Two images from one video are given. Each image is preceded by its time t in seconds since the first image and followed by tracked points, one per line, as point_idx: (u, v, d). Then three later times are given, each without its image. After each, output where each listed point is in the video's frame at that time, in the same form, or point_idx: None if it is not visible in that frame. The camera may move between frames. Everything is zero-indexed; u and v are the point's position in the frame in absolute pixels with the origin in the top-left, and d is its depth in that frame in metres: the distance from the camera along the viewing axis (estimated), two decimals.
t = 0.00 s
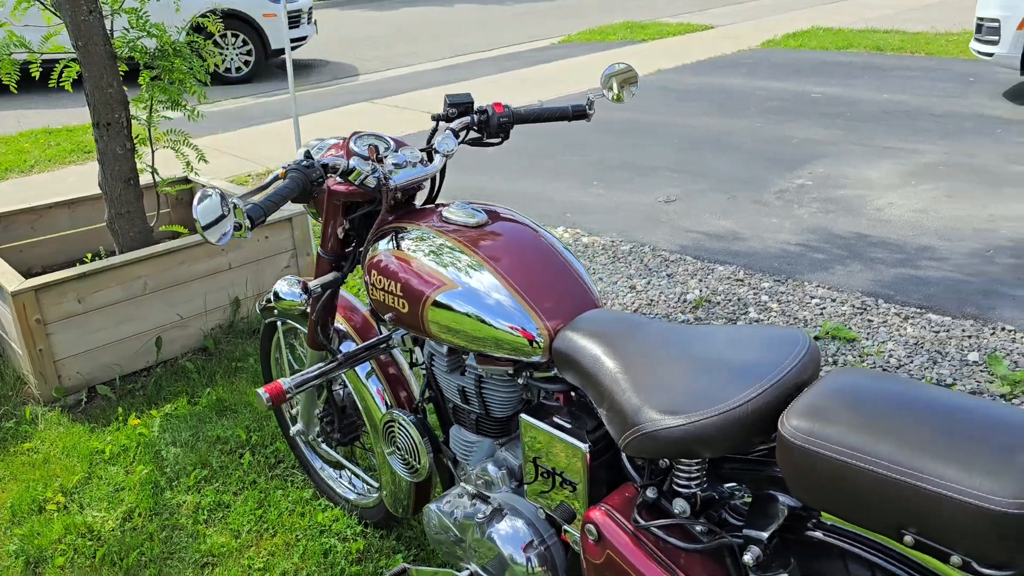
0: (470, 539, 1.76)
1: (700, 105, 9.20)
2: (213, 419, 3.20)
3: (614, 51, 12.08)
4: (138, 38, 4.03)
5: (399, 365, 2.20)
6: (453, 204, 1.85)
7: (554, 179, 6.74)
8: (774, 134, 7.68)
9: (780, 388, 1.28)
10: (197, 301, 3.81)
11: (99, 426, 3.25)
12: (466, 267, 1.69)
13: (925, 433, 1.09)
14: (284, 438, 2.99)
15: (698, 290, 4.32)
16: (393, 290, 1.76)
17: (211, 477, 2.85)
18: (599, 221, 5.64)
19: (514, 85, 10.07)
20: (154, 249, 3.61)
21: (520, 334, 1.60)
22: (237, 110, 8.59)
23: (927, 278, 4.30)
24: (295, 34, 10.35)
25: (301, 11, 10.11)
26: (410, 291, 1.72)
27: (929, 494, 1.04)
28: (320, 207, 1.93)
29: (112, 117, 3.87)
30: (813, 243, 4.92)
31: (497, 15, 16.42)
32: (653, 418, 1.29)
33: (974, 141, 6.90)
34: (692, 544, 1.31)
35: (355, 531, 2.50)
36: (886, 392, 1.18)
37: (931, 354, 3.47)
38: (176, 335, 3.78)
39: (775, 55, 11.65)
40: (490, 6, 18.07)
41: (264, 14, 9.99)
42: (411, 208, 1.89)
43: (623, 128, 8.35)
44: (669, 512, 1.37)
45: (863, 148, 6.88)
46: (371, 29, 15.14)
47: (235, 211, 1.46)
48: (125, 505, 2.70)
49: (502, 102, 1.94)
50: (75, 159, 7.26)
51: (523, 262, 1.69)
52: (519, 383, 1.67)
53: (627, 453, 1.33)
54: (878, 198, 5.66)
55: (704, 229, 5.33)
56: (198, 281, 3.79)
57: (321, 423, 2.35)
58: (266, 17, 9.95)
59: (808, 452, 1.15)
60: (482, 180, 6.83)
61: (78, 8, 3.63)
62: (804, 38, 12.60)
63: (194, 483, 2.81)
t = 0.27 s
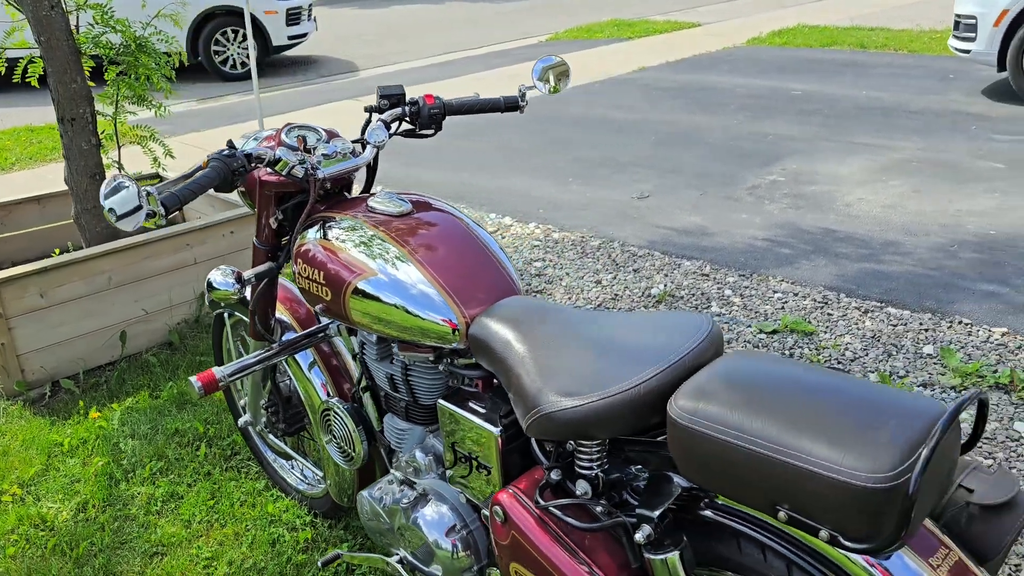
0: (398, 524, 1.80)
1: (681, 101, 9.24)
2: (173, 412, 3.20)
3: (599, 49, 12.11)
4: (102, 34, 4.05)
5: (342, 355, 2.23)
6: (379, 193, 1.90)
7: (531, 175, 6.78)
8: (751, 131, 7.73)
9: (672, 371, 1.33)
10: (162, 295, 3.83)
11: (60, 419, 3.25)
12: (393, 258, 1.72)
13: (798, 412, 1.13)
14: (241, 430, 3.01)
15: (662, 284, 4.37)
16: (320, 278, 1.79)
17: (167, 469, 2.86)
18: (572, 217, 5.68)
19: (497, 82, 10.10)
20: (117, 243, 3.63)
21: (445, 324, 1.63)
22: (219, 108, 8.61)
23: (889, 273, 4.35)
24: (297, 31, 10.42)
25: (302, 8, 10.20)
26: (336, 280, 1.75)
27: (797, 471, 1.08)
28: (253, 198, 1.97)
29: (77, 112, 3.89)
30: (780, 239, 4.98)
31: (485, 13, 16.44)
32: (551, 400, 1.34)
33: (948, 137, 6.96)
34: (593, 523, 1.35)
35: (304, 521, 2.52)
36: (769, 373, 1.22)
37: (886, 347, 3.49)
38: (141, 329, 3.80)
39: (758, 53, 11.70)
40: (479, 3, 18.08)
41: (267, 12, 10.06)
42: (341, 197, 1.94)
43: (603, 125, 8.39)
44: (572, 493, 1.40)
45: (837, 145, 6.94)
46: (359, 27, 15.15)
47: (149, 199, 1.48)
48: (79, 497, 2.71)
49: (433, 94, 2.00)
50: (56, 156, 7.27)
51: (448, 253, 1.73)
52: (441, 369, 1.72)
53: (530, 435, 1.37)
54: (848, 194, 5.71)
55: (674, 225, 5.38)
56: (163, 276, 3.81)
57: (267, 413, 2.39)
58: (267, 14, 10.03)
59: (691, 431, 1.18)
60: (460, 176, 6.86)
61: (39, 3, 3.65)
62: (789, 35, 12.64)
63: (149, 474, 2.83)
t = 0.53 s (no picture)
0: (345, 519, 1.80)
1: (669, 96, 9.24)
2: (142, 407, 3.18)
3: (590, 43, 12.09)
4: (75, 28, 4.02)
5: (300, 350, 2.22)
6: (327, 189, 1.91)
7: (515, 169, 6.78)
8: (736, 125, 7.73)
9: (603, 364, 1.33)
10: (136, 290, 3.81)
11: (29, 413, 3.24)
12: (340, 255, 1.72)
13: (716, 406, 1.14)
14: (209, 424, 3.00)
15: (639, 279, 4.38)
16: (266, 274, 1.79)
17: (133, 463, 2.86)
18: (553, 212, 5.68)
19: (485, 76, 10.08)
20: (89, 238, 3.61)
21: (392, 320, 1.64)
22: (206, 101, 8.59)
23: (864, 267, 4.36)
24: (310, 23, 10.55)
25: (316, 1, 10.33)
26: (283, 277, 1.75)
27: (710, 465, 1.09)
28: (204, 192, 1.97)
29: (49, 106, 3.87)
30: (759, 233, 4.98)
31: (477, 7, 16.40)
32: (481, 394, 1.33)
33: (932, 132, 6.96)
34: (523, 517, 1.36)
35: (267, 515, 2.53)
36: (692, 368, 1.23)
37: (856, 342, 3.50)
38: (114, 324, 3.78)
39: (749, 47, 11.68)
40: None
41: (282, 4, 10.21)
42: (291, 191, 1.96)
43: (589, 119, 8.39)
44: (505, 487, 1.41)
45: (822, 140, 6.94)
46: (350, 20, 15.10)
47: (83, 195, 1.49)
48: (43, 491, 2.71)
49: (384, 89, 2.00)
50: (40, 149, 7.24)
51: (395, 250, 1.73)
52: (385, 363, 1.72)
53: (461, 429, 1.37)
54: (830, 189, 5.71)
55: (654, 219, 5.39)
56: (136, 271, 3.79)
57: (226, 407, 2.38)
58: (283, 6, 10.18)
59: (612, 425, 1.19)
60: (444, 170, 6.86)
61: None
62: (780, 30, 12.62)
63: (115, 469, 2.82)
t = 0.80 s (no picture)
0: (319, 517, 1.77)
1: (667, 86, 9.17)
2: (126, 399, 3.14)
3: (588, 32, 12.00)
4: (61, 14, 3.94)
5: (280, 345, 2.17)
6: (302, 180, 1.87)
7: (511, 160, 6.73)
8: (734, 116, 7.68)
9: (575, 363, 1.29)
10: (123, 281, 3.76)
11: (12, 405, 3.20)
12: (313, 249, 1.68)
13: (688, 409, 1.10)
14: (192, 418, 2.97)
15: (631, 272, 4.34)
16: (239, 267, 1.75)
17: (115, 456, 2.82)
18: (546, 203, 5.64)
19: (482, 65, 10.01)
20: (75, 228, 3.54)
21: (365, 316, 1.60)
22: (200, 90, 8.52)
23: (859, 261, 4.32)
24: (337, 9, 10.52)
25: None
26: (256, 271, 1.71)
27: (680, 471, 1.05)
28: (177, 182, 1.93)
29: (35, 95, 3.77)
30: (754, 226, 4.93)
31: None
32: (448, 393, 1.29)
33: (930, 124, 6.91)
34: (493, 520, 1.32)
35: (247, 510, 2.50)
36: (665, 368, 1.19)
37: (848, 337, 3.46)
38: (101, 315, 3.72)
39: (749, 38, 11.59)
40: None
41: None
42: (265, 182, 1.92)
43: (586, 110, 8.33)
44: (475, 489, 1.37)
45: (819, 131, 6.89)
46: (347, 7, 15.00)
47: (44, 186, 1.45)
48: (23, 485, 2.68)
49: (362, 79, 1.95)
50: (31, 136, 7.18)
51: (369, 245, 1.69)
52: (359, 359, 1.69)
53: (429, 429, 1.33)
54: (826, 181, 5.66)
55: (648, 211, 5.34)
56: (122, 261, 3.73)
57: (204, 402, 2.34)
58: None
59: (582, 428, 1.15)
60: (439, 160, 6.80)
61: None
62: (781, 20, 12.53)
63: (96, 462, 2.79)
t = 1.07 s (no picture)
0: (325, 520, 1.73)
1: (689, 77, 9.04)
2: (136, 391, 3.12)
3: (610, 22, 11.87)
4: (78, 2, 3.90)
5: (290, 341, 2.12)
6: (312, 175, 1.82)
7: (529, 151, 6.66)
8: (756, 108, 7.56)
9: (590, 372, 1.24)
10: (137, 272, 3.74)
11: (25, 394, 3.20)
12: (322, 247, 1.63)
13: (708, 425, 1.04)
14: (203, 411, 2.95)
15: (648, 267, 4.27)
16: (246, 265, 1.70)
17: (125, 448, 2.81)
18: (564, 195, 5.57)
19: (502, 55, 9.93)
20: (89, 218, 3.52)
21: (374, 317, 1.55)
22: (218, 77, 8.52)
23: (883, 259, 4.21)
24: None
25: None
26: (263, 269, 1.66)
27: (699, 492, 0.99)
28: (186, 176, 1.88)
29: (52, 83, 3.73)
30: (776, 222, 4.84)
31: None
32: (457, 401, 1.24)
33: (958, 118, 6.75)
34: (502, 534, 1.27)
35: (255, 506, 2.49)
36: (685, 380, 1.13)
37: (872, 338, 3.37)
38: (115, 305, 3.71)
39: (774, 28, 11.40)
40: None
41: None
42: (276, 176, 1.87)
43: (606, 100, 8.23)
44: (484, 501, 1.32)
45: (844, 125, 6.76)
46: None
47: (46, 181, 1.41)
48: (33, 476, 2.67)
49: (376, 71, 1.88)
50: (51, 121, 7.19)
51: (379, 243, 1.64)
52: (368, 360, 1.64)
53: (437, 437, 1.28)
54: (850, 177, 5.55)
55: (668, 205, 5.26)
56: (136, 252, 3.71)
57: (213, 397, 2.31)
58: None
59: (595, 443, 1.09)
60: (456, 151, 6.75)
61: None
62: (807, 10, 12.32)
63: (106, 454, 2.78)
